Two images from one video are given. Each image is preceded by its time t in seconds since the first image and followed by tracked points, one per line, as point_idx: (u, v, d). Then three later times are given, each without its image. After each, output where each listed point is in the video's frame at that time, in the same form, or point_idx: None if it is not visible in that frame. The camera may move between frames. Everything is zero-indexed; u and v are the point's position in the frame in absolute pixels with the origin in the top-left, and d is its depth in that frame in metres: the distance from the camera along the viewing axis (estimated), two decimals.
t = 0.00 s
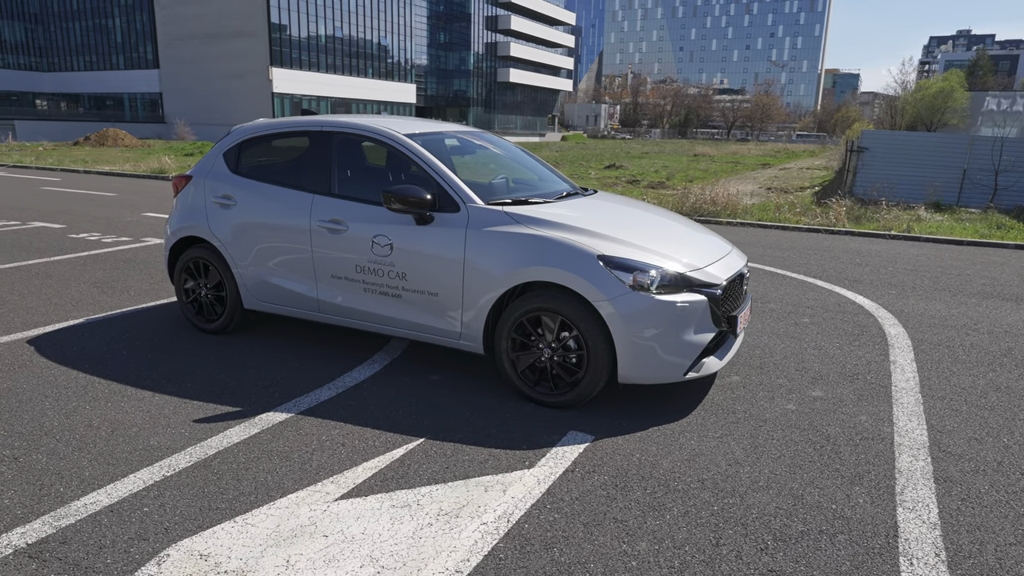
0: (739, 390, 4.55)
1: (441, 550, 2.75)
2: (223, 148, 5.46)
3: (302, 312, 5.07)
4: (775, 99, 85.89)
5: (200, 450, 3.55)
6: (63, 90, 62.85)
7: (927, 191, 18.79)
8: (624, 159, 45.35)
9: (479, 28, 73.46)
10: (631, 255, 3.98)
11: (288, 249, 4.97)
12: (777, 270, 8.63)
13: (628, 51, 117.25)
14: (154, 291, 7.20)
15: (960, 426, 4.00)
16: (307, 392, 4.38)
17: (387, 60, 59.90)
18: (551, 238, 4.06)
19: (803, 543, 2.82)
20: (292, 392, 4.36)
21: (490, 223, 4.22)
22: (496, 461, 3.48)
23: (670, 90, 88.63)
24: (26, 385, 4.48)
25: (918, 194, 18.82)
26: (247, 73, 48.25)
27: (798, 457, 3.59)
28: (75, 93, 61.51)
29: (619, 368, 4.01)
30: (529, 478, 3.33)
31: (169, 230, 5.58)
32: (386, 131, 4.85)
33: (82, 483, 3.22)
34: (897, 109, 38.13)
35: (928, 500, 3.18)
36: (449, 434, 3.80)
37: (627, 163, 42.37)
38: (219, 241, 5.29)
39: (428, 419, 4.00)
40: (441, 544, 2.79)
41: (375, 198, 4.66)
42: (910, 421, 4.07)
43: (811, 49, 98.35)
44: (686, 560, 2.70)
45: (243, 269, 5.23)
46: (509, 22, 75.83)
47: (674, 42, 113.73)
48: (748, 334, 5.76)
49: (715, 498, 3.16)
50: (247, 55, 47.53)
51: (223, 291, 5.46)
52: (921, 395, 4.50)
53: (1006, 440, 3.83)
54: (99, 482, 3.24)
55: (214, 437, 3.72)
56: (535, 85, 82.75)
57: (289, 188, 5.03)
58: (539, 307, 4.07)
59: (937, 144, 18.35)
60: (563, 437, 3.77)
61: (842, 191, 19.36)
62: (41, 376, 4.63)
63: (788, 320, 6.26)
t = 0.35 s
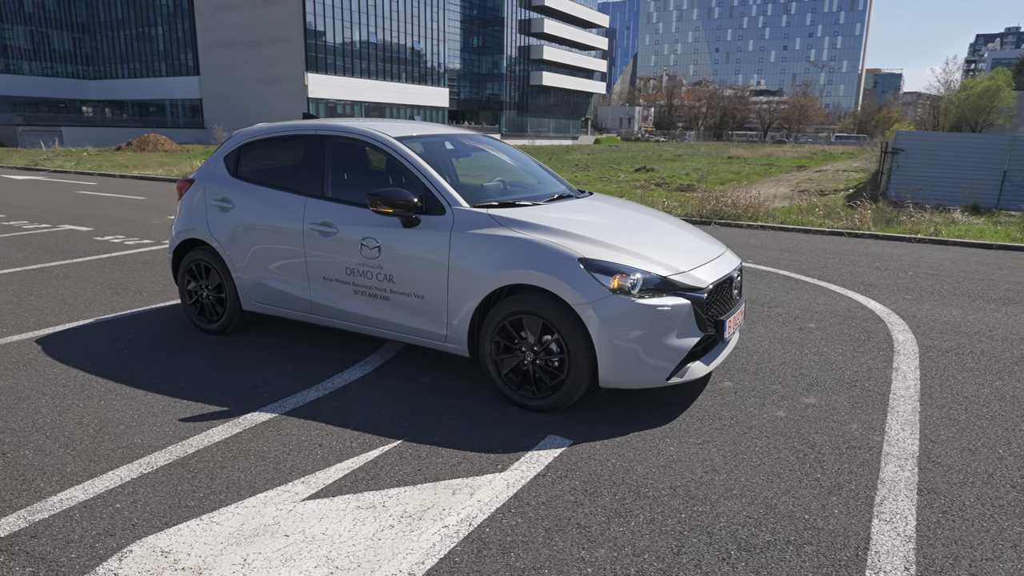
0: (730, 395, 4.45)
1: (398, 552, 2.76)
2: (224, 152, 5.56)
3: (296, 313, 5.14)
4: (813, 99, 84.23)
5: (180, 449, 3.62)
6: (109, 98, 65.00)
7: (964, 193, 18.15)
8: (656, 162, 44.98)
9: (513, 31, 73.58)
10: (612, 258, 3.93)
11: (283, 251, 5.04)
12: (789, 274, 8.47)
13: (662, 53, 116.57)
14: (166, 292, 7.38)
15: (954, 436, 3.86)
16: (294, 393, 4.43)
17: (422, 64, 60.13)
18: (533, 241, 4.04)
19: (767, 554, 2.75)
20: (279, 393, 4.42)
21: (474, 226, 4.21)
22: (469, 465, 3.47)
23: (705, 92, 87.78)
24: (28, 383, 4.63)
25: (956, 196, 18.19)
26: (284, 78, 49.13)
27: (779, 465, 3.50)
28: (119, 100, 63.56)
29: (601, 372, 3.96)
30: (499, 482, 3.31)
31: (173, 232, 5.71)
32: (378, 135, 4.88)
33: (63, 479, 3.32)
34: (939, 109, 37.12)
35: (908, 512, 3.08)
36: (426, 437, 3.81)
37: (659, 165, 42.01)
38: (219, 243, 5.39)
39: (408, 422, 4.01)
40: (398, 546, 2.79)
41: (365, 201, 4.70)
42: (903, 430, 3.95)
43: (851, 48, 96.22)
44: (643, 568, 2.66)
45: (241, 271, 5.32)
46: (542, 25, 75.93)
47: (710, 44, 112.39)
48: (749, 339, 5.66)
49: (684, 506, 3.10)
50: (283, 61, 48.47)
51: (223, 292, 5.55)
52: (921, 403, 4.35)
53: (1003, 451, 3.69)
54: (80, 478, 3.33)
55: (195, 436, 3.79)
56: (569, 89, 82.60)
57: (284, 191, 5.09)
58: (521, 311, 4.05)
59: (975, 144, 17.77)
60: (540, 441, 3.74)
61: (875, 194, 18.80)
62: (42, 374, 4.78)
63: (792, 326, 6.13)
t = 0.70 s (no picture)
0: (721, 402, 4.36)
1: (358, 553, 2.76)
2: (226, 155, 5.67)
3: (292, 314, 5.20)
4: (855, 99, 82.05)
5: (164, 446, 3.69)
6: (150, 100, 66.81)
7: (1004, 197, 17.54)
8: (689, 163, 44.30)
9: (546, 32, 73.44)
10: (595, 261, 3.88)
11: (278, 251, 5.11)
12: (803, 278, 8.25)
13: (699, 52, 115.47)
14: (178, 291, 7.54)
15: (950, 449, 3.71)
16: (282, 393, 4.49)
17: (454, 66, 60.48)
18: (516, 243, 4.02)
19: (731, 566, 2.69)
20: (268, 393, 4.47)
21: (460, 228, 4.21)
22: (442, 468, 3.47)
23: (742, 91, 86.43)
24: (31, 378, 4.77)
25: (996, 199, 17.58)
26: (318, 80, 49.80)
27: (761, 475, 3.41)
28: (160, 103, 65.28)
29: (583, 378, 3.92)
30: (469, 486, 3.29)
31: (178, 232, 5.84)
32: (371, 137, 4.91)
33: (47, 472, 3.41)
34: (990, 107, 35.76)
35: (887, 526, 2.97)
36: (406, 438, 3.81)
37: (692, 166, 41.41)
38: (220, 244, 5.49)
39: (389, 423, 4.02)
40: (357, 547, 2.79)
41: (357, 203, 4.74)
42: (896, 441, 3.82)
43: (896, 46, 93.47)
44: None
45: (240, 272, 5.41)
46: (575, 25, 75.71)
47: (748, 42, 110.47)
48: (749, 345, 5.53)
49: (654, 515, 3.04)
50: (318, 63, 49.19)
51: (225, 292, 5.65)
52: (921, 414, 4.19)
53: (1000, 466, 3.53)
54: (63, 472, 3.42)
55: (180, 433, 3.86)
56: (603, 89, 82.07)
57: (282, 192, 5.17)
58: (503, 314, 4.03)
59: (1018, 144, 17.10)
60: (518, 446, 3.71)
61: (914, 196, 18.25)
62: (46, 370, 4.93)
63: (798, 332, 5.96)
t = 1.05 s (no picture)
0: (714, 409, 4.24)
1: (319, 554, 2.73)
2: (229, 155, 5.74)
3: (288, 312, 5.23)
4: (896, 100, 79.90)
5: (148, 441, 3.73)
6: (190, 102, 68.47)
7: None
8: (721, 165, 43.59)
9: (579, 33, 73.27)
10: (581, 263, 3.80)
11: (275, 250, 5.14)
12: (819, 284, 8.02)
13: (735, 53, 114.02)
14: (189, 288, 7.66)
15: (950, 464, 3.54)
16: (272, 391, 4.51)
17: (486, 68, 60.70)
18: (502, 244, 3.96)
19: None
20: (258, 391, 4.50)
21: (448, 229, 4.18)
22: (419, 470, 3.43)
23: (779, 93, 84.98)
24: (32, 372, 4.87)
25: None
26: (352, 82, 50.39)
27: (745, 485, 3.30)
28: (199, 104, 66.85)
29: (567, 382, 3.84)
30: (443, 489, 3.24)
31: (184, 231, 5.93)
32: (366, 136, 4.91)
33: (32, 464, 3.47)
34: None
35: (869, 544, 2.83)
36: (386, 439, 3.79)
37: (725, 168, 40.75)
38: (222, 243, 5.56)
39: (373, 423, 4.00)
40: (319, 548, 2.77)
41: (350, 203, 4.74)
42: (892, 453, 3.67)
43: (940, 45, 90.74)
44: None
45: (241, 271, 5.46)
46: (608, 27, 75.38)
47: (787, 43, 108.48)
48: (753, 351, 5.38)
49: (627, 524, 2.95)
50: (352, 65, 49.81)
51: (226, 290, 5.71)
52: (925, 426, 4.01)
53: (1001, 483, 3.35)
54: (47, 464, 3.48)
55: (165, 429, 3.90)
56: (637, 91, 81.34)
57: (280, 192, 5.20)
58: (488, 315, 3.98)
59: None
60: (498, 449, 3.66)
61: (951, 200, 17.37)
62: (48, 364, 5.03)
63: (806, 338, 5.78)
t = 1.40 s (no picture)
0: (705, 416, 4.14)
1: (280, 555, 2.73)
2: (233, 152, 5.79)
3: (286, 310, 5.26)
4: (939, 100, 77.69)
5: (134, 436, 3.78)
6: (227, 101, 69.87)
7: None
8: (754, 166, 42.95)
9: (612, 32, 72.81)
10: (566, 265, 3.74)
11: (273, 247, 5.17)
12: (834, 289, 7.80)
13: (772, 52, 112.19)
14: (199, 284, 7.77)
15: (944, 480, 3.39)
16: (263, 388, 4.53)
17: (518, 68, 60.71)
18: (488, 244, 3.92)
19: None
20: (249, 388, 4.53)
21: (436, 229, 4.15)
22: (394, 472, 3.40)
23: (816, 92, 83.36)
24: (35, 365, 4.98)
25: None
26: (384, 81, 50.85)
27: (725, 497, 3.20)
28: (235, 103, 68.13)
29: (550, 386, 3.78)
30: (414, 493, 3.21)
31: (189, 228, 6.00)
32: (362, 136, 4.91)
33: (17, 457, 3.54)
34: None
35: (845, 563, 2.72)
36: (366, 440, 3.77)
37: (757, 169, 40.09)
38: (224, 239, 5.61)
39: (356, 423, 4.00)
40: (281, 550, 2.76)
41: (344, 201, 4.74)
42: (885, 467, 3.54)
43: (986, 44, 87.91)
44: None
45: (241, 268, 5.51)
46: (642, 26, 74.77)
47: (826, 42, 106.36)
48: (754, 357, 5.25)
49: (595, 534, 2.88)
50: (384, 65, 50.25)
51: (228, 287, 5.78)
52: (923, 440, 3.86)
53: (997, 501, 3.20)
54: (33, 457, 3.55)
55: (152, 425, 3.95)
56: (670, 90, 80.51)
57: (280, 190, 5.24)
58: (473, 317, 3.94)
59: None
60: (476, 453, 3.62)
61: (987, 204, 16.61)
62: (50, 357, 5.14)
63: (812, 345, 5.63)
